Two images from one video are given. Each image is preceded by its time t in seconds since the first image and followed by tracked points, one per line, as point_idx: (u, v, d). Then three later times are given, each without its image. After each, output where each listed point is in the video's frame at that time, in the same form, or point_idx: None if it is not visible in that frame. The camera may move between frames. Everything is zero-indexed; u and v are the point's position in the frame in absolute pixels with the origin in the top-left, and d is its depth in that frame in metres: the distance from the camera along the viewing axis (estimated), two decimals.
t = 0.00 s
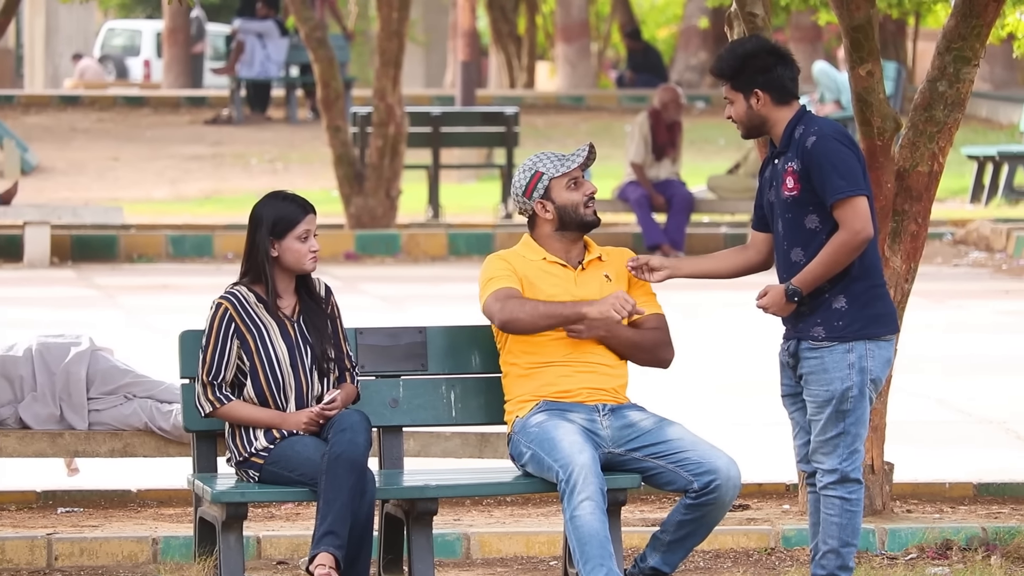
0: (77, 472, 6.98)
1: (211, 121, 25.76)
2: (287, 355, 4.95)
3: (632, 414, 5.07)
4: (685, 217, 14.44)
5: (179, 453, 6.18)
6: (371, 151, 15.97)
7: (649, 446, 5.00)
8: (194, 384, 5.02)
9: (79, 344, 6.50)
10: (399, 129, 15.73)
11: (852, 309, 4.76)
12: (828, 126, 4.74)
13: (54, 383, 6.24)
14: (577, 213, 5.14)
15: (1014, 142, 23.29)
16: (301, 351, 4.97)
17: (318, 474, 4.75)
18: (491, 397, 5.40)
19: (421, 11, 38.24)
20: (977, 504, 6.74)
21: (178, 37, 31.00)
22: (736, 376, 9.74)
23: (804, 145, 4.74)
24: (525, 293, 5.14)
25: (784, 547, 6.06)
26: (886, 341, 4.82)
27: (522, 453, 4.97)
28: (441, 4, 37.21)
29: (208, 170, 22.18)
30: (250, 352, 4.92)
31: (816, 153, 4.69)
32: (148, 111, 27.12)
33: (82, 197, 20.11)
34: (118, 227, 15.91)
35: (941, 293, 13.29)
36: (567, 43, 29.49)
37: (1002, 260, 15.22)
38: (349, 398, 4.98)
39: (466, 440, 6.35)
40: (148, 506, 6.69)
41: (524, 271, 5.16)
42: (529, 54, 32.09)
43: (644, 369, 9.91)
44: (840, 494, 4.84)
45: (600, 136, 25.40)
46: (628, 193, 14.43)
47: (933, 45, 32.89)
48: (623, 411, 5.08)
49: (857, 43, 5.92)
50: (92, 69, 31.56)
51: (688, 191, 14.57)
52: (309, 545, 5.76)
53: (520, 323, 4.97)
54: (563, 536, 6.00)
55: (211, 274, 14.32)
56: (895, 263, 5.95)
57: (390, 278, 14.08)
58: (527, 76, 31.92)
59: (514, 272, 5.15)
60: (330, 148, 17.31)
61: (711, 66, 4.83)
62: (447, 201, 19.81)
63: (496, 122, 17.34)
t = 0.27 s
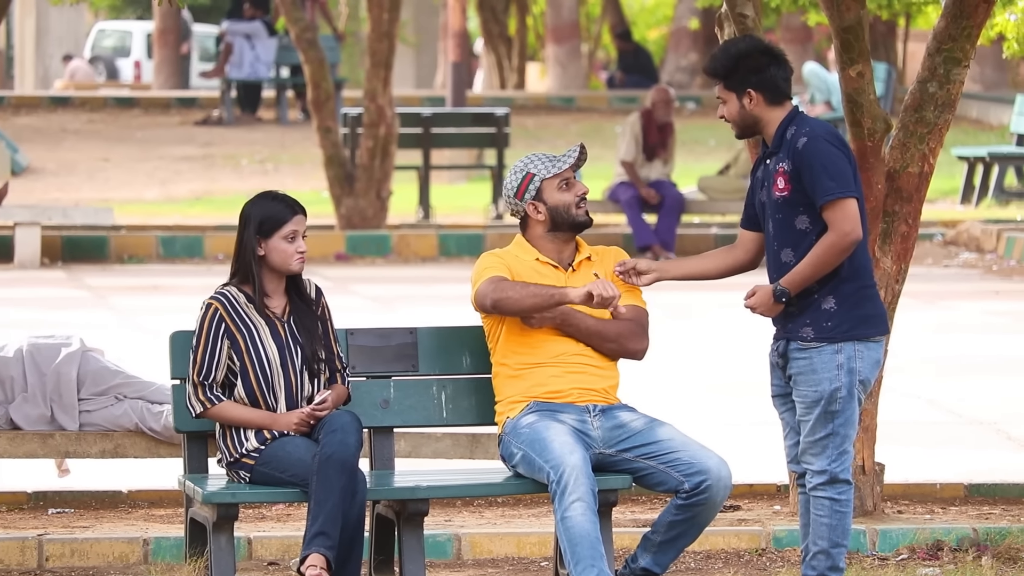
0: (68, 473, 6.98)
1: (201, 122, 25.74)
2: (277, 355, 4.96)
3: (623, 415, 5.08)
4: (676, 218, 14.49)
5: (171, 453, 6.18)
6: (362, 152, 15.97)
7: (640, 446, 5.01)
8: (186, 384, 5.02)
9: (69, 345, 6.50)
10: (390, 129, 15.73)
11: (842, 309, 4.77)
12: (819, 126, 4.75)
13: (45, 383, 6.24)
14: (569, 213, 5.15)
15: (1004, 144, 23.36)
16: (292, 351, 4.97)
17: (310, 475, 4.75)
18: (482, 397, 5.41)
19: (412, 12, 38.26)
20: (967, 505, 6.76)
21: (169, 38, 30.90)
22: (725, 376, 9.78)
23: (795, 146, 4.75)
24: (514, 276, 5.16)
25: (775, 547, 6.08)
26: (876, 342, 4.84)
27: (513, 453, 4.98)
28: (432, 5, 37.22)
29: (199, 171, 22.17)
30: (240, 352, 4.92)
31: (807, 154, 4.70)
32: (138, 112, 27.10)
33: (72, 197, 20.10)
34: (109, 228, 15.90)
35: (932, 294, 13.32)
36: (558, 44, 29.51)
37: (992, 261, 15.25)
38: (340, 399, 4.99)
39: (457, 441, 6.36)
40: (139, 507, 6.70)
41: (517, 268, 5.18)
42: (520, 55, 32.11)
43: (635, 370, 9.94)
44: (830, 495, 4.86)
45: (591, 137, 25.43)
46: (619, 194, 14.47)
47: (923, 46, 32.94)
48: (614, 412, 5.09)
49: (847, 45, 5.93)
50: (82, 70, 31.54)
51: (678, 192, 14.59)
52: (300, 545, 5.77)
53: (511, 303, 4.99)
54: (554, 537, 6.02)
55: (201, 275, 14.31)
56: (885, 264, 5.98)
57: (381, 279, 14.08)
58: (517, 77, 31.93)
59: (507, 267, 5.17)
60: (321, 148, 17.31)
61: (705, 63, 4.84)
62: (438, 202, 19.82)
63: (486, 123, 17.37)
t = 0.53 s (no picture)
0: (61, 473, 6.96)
1: (194, 122, 25.74)
2: (269, 355, 4.96)
3: (615, 416, 5.09)
4: (669, 219, 14.43)
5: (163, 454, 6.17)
6: (355, 153, 15.97)
7: (632, 446, 5.02)
8: (179, 385, 5.03)
9: (62, 346, 6.50)
10: (382, 130, 15.72)
11: (835, 310, 4.78)
12: (809, 129, 4.76)
13: (38, 385, 6.24)
14: (558, 214, 5.16)
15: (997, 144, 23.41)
16: (284, 351, 4.98)
17: (303, 475, 4.76)
18: (475, 397, 5.41)
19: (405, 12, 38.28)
20: (960, 505, 6.78)
21: (162, 38, 30.89)
22: (718, 376, 9.79)
23: (785, 149, 4.76)
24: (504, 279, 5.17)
25: (768, 548, 6.09)
26: (869, 342, 4.85)
27: (506, 455, 4.99)
28: (425, 6, 37.22)
29: (192, 172, 22.16)
30: (232, 352, 4.92)
31: (798, 157, 4.71)
32: (131, 112, 27.08)
33: (65, 198, 20.08)
34: (102, 229, 15.89)
35: (924, 294, 13.34)
36: (550, 44, 29.53)
37: (985, 261, 15.27)
38: (332, 400, 5.01)
39: (450, 441, 6.37)
40: (132, 507, 6.70)
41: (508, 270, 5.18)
42: (513, 55, 32.12)
43: (628, 371, 9.95)
44: (823, 495, 4.87)
45: (584, 137, 25.44)
46: (613, 194, 14.46)
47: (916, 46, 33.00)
48: (606, 412, 5.10)
49: (840, 45, 5.94)
50: (75, 71, 31.52)
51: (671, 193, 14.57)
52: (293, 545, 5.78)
53: (498, 306, 5.00)
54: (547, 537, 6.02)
55: (194, 276, 14.30)
56: (878, 265, 5.98)
57: (374, 280, 14.08)
58: (510, 78, 31.93)
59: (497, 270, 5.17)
60: (314, 149, 17.31)
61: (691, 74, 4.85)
62: (431, 202, 19.82)
63: (479, 124, 17.38)
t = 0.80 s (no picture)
0: (55, 472, 6.96)
1: (188, 123, 25.73)
2: (263, 354, 4.96)
3: (609, 416, 5.10)
4: (663, 220, 14.41)
5: (157, 455, 6.20)
6: (349, 154, 15.97)
7: (626, 447, 5.03)
8: (173, 385, 5.03)
9: (56, 346, 6.49)
10: (377, 131, 15.71)
11: (823, 311, 4.79)
12: (806, 127, 4.76)
13: (32, 386, 6.24)
14: (550, 214, 5.16)
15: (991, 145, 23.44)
16: (277, 350, 4.99)
17: (297, 475, 4.76)
18: (470, 398, 5.41)
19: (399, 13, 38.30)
20: (954, 506, 6.79)
21: (156, 39, 30.88)
22: (712, 377, 9.80)
23: (781, 145, 4.76)
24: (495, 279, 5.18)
25: (763, 549, 6.10)
26: (858, 343, 4.86)
27: (500, 453, 4.99)
28: (419, 6, 37.21)
29: (186, 172, 22.15)
30: (226, 351, 4.93)
31: (792, 155, 4.72)
32: (125, 113, 27.06)
33: (59, 199, 20.07)
34: (96, 230, 15.89)
35: (918, 295, 13.36)
36: (545, 45, 29.53)
37: (979, 262, 15.28)
38: (326, 401, 4.99)
39: (444, 442, 6.37)
40: (127, 508, 6.70)
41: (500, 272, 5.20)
42: (507, 56, 32.12)
43: (622, 372, 9.96)
44: (816, 496, 4.88)
45: (578, 138, 25.45)
46: (607, 195, 14.46)
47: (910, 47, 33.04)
48: (600, 413, 5.10)
49: (834, 46, 5.95)
50: (69, 71, 31.50)
51: (665, 194, 14.55)
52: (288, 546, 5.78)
53: (492, 306, 5.01)
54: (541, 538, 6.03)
55: (189, 277, 14.31)
56: (872, 265, 5.99)
57: (369, 281, 14.08)
58: (504, 78, 31.93)
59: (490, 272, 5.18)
60: (308, 150, 17.31)
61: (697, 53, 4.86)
62: (426, 203, 19.83)
63: (473, 124, 17.37)
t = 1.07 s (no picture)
0: (51, 473, 6.96)
1: (185, 123, 25.72)
2: (259, 355, 4.97)
3: (606, 415, 5.10)
4: (659, 220, 14.45)
5: (154, 455, 6.20)
6: (345, 154, 15.97)
7: (622, 446, 5.03)
8: (169, 386, 5.03)
9: (53, 347, 6.49)
10: (373, 131, 15.72)
11: (811, 311, 4.80)
12: (805, 127, 4.76)
13: (28, 386, 6.24)
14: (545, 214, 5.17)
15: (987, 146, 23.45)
16: (274, 350, 4.99)
17: (293, 475, 4.76)
18: (467, 398, 5.42)
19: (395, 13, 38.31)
20: (951, 506, 6.79)
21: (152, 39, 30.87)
22: (708, 378, 9.80)
23: (778, 143, 4.76)
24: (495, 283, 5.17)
25: (759, 549, 6.10)
26: (847, 342, 4.85)
27: (497, 450, 4.99)
28: (415, 6, 37.22)
29: (182, 173, 22.14)
30: (222, 351, 4.93)
31: (788, 153, 4.72)
32: (121, 113, 27.05)
33: (55, 199, 20.06)
34: (92, 230, 15.89)
35: (915, 295, 13.37)
36: (541, 45, 29.54)
37: (976, 262, 15.29)
38: (323, 400, 5.01)
39: (441, 442, 6.38)
40: (123, 508, 6.70)
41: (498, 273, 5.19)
42: (503, 56, 32.13)
43: (619, 371, 9.97)
44: (807, 496, 4.88)
45: (574, 138, 25.45)
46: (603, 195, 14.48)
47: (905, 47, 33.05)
48: (596, 412, 5.10)
49: (830, 46, 5.95)
50: (65, 71, 31.49)
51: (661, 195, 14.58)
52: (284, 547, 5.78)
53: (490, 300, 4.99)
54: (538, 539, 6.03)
55: (185, 277, 14.30)
56: (869, 265, 5.96)
57: (365, 281, 14.08)
58: (501, 78, 31.93)
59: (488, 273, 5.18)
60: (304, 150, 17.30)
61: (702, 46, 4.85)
62: (422, 203, 19.82)
63: (470, 125, 17.38)
